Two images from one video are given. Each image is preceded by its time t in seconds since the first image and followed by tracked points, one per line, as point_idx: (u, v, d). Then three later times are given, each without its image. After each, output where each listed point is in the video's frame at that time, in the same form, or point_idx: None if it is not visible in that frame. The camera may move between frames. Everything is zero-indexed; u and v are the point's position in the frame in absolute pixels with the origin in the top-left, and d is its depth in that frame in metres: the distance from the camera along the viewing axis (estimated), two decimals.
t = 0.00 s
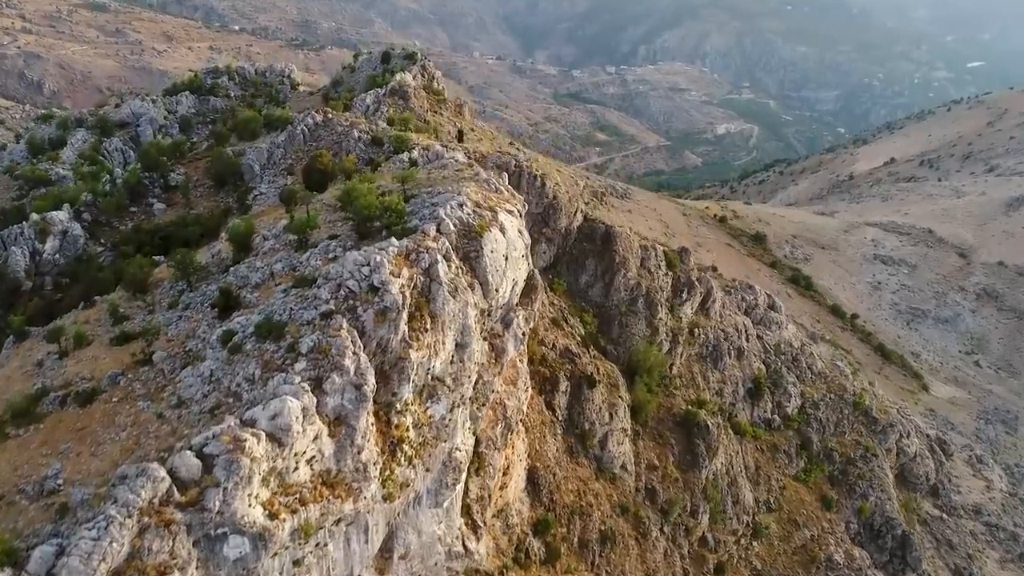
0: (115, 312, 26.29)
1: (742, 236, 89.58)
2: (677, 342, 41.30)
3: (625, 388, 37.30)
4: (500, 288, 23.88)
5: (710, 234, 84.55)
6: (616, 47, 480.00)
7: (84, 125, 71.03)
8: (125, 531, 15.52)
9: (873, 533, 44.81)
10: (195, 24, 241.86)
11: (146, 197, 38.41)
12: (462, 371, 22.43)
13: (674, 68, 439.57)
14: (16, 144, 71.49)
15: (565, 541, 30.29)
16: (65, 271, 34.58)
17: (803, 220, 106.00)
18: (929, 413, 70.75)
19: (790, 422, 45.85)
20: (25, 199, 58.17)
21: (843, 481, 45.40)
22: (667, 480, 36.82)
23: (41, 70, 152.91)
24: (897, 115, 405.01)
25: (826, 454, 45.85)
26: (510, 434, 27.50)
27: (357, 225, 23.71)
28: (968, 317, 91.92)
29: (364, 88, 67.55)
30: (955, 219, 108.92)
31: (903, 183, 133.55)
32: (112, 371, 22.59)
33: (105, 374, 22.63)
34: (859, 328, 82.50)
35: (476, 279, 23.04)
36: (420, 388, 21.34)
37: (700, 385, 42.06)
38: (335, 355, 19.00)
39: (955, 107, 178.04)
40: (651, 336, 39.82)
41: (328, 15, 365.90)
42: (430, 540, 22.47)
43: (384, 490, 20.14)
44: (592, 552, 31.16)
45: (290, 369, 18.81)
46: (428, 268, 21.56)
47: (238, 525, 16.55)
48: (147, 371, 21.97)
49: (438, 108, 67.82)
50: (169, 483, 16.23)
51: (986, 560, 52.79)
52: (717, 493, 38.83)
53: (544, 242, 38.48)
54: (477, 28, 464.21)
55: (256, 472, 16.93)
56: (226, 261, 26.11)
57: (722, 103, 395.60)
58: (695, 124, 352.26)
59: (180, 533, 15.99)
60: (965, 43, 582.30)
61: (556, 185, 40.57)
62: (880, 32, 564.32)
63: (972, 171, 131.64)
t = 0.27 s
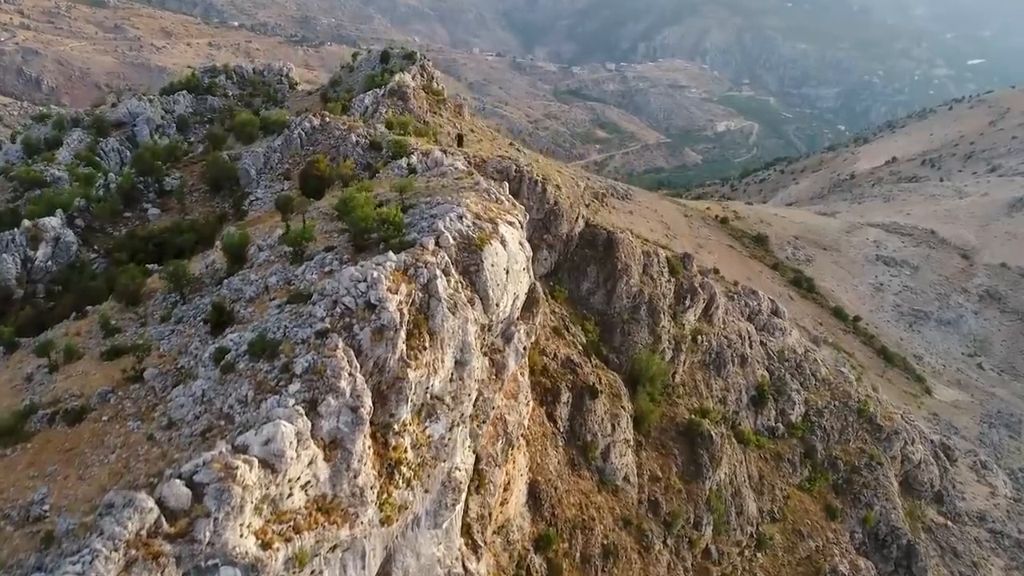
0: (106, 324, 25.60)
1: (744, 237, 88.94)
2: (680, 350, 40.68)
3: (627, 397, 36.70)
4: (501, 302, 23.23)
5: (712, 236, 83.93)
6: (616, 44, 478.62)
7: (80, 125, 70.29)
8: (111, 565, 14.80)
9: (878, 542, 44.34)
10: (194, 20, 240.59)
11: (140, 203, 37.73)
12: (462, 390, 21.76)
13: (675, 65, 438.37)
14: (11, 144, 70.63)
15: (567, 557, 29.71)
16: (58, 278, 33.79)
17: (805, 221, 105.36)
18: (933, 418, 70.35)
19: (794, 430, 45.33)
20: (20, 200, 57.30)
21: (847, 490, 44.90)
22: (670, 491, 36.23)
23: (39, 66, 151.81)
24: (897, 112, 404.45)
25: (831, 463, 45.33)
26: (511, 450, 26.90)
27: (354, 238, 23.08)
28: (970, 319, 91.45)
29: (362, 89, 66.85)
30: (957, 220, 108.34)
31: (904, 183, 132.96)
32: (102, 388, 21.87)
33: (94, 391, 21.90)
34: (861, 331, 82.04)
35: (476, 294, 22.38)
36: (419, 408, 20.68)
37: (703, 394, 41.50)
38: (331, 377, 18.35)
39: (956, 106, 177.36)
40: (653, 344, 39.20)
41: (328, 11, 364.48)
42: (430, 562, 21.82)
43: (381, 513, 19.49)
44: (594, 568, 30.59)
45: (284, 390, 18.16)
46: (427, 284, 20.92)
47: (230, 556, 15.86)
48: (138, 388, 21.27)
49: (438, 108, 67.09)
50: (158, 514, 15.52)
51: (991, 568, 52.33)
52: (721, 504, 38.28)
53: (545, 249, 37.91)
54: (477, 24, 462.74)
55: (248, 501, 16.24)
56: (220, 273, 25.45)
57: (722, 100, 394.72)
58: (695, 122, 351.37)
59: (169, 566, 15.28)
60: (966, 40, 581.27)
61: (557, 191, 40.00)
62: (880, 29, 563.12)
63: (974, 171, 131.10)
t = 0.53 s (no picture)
0: (95, 342, 24.93)
1: (746, 238, 88.20)
2: (683, 358, 40.05)
3: (630, 408, 36.05)
4: (501, 319, 22.56)
5: (713, 238, 83.23)
6: (615, 42, 477.44)
7: (74, 130, 69.72)
8: None
9: (884, 551, 43.77)
10: (191, 20, 239.64)
11: (133, 212, 37.07)
12: (461, 411, 21.10)
13: (674, 62, 437.23)
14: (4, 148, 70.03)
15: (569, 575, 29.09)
16: (49, 291, 33.09)
17: (807, 221, 104.59)
18: (937, 421, 69.78)
19: (799, 438, 44.71)
20: (13, 208, 56.67)
21: (852, 499, 44.25)
22: (674, 503, 35.59)
23: (35, 67, 151.04)
24: (897, 109, 403.72)
25: (836, 471, 44.68)
26: (512, 468, 26.24)
27: (350, 254, 22.45)
28: (974, 320, 90.82)
29: (360, 92, 66.19)
30: (960, 218, 107.56)
31: (906, 181, 132.17)
32: (90, 411, 21.22)
33: (82, 414, 21.26)
34: (864, 332, 81.37)
35: (476, 312, 21.71)
36: (417, 431, 20.01)
37: (706, 403, 40.89)
38: (325, 403, 17.69)
39: (957, 103, 176.49)
40: (656, 354, 38.54)
41: (326, 9, 363.23)
42: None
43: (377, 542, 18.84)
44: None
45: (276, 418, 17.50)
46: (425, 303, 20.28)
47: None
48: (128, 412, 20.63)
49: (437, 111, 66.42)
50: (143, 553, 14.83)
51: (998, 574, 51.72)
52: (725, 515, 37.67)
53: (546, 258, 37.30)
54: (475, 22, 461.66)
55: (239, 536, 15.56)
56: (213, 289, 24.81)
57: (722, 97, 393.70)
58: (695, 120, 350.49)
59: None
60: (966, 35, 580.00)
61: (557, 199, 39.46)
62: (880, 25, 561.63)
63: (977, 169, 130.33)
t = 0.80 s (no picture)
0: (82, 364, 24.24)
1: (749, 240, 87.29)
2: (687, 370, 39.32)
3: (634, 422, 35.28)
4: (502, 342, 21.79)
5: (715, 240, 82.40)
6: (615, 39, 476.15)
7: (67, 135, 69.24)
8: None
9: (891, 562, 43.04)
10: (189, 18, 238.52)
11: (124, 223, 36.40)
12: (460, 438, 20.33)
13: (674, 59, 435.84)
14: None
15: None
16: (37, 306, 32.37)
17: (810, 221, 103.69)
18: (942, 425, 68.99)
19: (804, 448, 43.85)
20: (5, 214, 56.29)
21: (859, 510, 43.41)
22: (679, 519, 34.82)
23: (31, 67, 150.30)
24: (899, 105, 402.63)
25: (842, 481, 43.85)
26: (512, 490, 25.45)
27: (345, 275, 21.72)
28: (978, 321, 90.02)
29: (357, 95, 65.43)
30: (965, 218, 106.55)
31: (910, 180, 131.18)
32: (74, 440, 20.51)
33: (66, 443, 20.55)
34: (868, 335, 80.53)
35: (476, 335, 20.95)
36: (414, 461, 19.22)
37: (710, 414, 40.14)
38: (318, 437, 16.93)
39: (960, 101, 175.41)
40: (660, 366, 37.77)
41: (325, 7, 361.82)
42: None
43: None
44: None
45: (266, 453, 16.77)
46: (423, 327, 19.55)
47: None
48: (113, 441, 19.90)
49: (435, 114, 65.71)
50: None
51: None
52: (730, 529, 36.91)
53: (547, 268, 36.59)
54: (475, 20, 460.37)
55: None
56: (204, 308, 24.08)
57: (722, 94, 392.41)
58: (695, 117, 349.41)
59: None
60: (967, 31, 578.18)
61: (560, 207, 38.75)
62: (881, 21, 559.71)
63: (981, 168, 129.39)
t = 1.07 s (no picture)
0: (70, 383, 23.62)
1: (751, 241, 86.51)
2: (691, 379, 38.68)
3: (636, 434, 34.62)
4: (503, 361, 21.10)
5: (717, 241, 81.69)
6: (614, 35, 474.96)
7: (62, 137, 68.70)
8: None
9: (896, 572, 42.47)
10: (187, 16, 237.34)
11: (116, 232, 35.79)
12: (460, 463, 19.64)
13: (674, 56, 434.66)
14: None
15: None
16: (26, 318, 31.71)
17: (812, 221, 102.92)
18: (947, 428, 68.32)
19: (809, 457, 43.14)
20: None
21: (864, 519, 42.70)
22: (683, 533, 34.16)
23: (28, 65, 149.40)
24: (899, 102, 401.80)
25: (847, 490, 43.13)
26: (513, 511, 24.73)
27: (341, 293, 21.02)
28: (981, 322, 89.39)
29: (356, 97, 64.68)
30: (968, 218, 105.71)
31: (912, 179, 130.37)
32: (60, 465, 19.88)
33: (52, 469, 19.92)
34: (871, 337, 79.86)
35: (476, 355, 20.25)
36: (411, 488, 18.53)
37: (713, 424, 39.54)
38: (310, 468, 16.27)
39: (962, 99, 174.50)
40: (663, 376, 37.07)
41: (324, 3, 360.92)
42: None
43: None
44: None
45: (257, 486, 16.10)
46: (421, 349, 18.87)
47: None
48: (100, 468, 19.29)
49: (434, 115, 65.03)
50: None
51: None
52: (734, 542, 36.28)
53: (548, 277, 35.94)
54: (474, 17, 458.95)
55: None
56: (197, 326, 23.42)
57: (722, 91, 391.36)
58: (695, 114, 348.41)
59: None
60: (968, 27, 576.60)
61: (561, 215, 38.09)
62: (881, 17, 558.10)
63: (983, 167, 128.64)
